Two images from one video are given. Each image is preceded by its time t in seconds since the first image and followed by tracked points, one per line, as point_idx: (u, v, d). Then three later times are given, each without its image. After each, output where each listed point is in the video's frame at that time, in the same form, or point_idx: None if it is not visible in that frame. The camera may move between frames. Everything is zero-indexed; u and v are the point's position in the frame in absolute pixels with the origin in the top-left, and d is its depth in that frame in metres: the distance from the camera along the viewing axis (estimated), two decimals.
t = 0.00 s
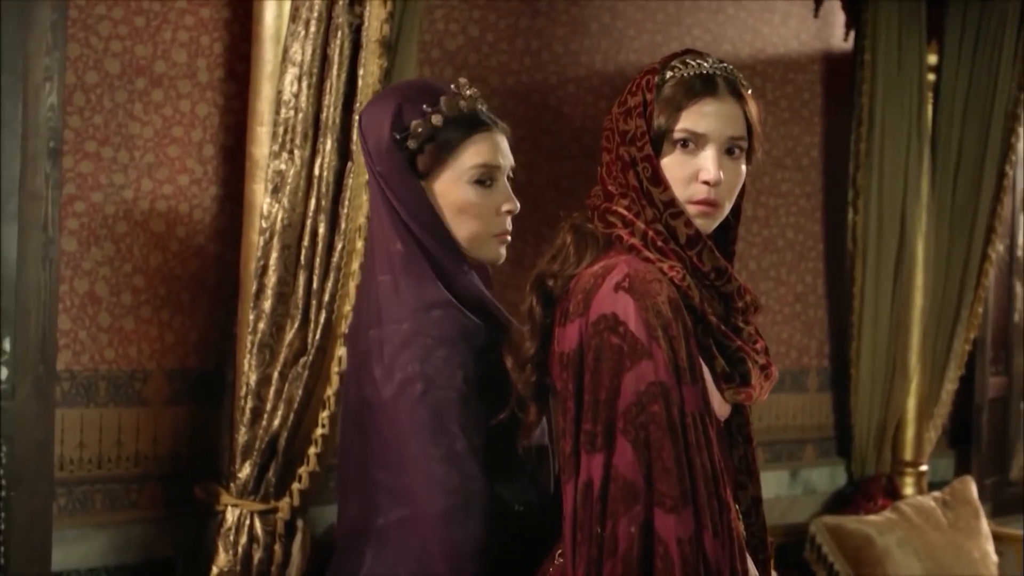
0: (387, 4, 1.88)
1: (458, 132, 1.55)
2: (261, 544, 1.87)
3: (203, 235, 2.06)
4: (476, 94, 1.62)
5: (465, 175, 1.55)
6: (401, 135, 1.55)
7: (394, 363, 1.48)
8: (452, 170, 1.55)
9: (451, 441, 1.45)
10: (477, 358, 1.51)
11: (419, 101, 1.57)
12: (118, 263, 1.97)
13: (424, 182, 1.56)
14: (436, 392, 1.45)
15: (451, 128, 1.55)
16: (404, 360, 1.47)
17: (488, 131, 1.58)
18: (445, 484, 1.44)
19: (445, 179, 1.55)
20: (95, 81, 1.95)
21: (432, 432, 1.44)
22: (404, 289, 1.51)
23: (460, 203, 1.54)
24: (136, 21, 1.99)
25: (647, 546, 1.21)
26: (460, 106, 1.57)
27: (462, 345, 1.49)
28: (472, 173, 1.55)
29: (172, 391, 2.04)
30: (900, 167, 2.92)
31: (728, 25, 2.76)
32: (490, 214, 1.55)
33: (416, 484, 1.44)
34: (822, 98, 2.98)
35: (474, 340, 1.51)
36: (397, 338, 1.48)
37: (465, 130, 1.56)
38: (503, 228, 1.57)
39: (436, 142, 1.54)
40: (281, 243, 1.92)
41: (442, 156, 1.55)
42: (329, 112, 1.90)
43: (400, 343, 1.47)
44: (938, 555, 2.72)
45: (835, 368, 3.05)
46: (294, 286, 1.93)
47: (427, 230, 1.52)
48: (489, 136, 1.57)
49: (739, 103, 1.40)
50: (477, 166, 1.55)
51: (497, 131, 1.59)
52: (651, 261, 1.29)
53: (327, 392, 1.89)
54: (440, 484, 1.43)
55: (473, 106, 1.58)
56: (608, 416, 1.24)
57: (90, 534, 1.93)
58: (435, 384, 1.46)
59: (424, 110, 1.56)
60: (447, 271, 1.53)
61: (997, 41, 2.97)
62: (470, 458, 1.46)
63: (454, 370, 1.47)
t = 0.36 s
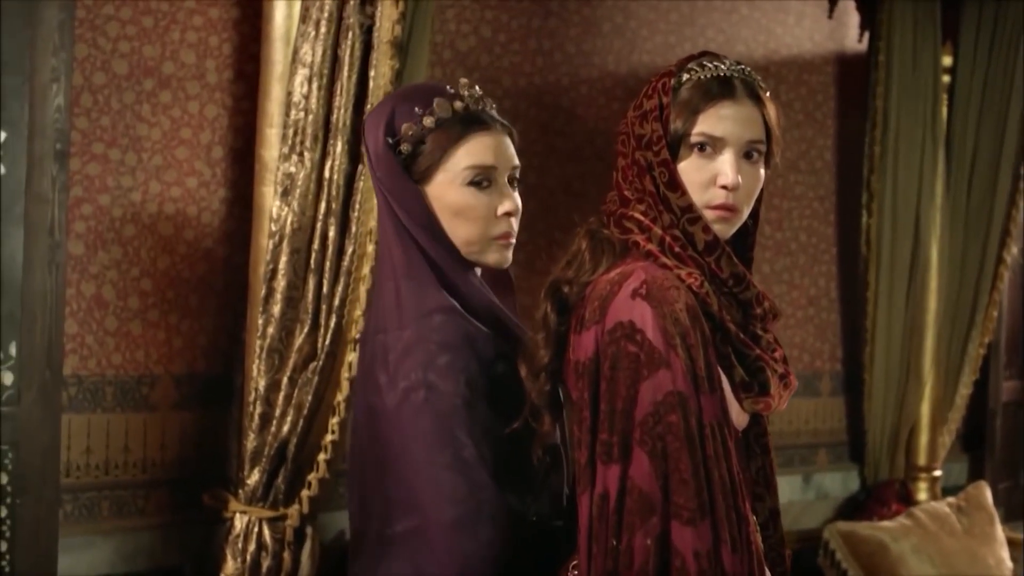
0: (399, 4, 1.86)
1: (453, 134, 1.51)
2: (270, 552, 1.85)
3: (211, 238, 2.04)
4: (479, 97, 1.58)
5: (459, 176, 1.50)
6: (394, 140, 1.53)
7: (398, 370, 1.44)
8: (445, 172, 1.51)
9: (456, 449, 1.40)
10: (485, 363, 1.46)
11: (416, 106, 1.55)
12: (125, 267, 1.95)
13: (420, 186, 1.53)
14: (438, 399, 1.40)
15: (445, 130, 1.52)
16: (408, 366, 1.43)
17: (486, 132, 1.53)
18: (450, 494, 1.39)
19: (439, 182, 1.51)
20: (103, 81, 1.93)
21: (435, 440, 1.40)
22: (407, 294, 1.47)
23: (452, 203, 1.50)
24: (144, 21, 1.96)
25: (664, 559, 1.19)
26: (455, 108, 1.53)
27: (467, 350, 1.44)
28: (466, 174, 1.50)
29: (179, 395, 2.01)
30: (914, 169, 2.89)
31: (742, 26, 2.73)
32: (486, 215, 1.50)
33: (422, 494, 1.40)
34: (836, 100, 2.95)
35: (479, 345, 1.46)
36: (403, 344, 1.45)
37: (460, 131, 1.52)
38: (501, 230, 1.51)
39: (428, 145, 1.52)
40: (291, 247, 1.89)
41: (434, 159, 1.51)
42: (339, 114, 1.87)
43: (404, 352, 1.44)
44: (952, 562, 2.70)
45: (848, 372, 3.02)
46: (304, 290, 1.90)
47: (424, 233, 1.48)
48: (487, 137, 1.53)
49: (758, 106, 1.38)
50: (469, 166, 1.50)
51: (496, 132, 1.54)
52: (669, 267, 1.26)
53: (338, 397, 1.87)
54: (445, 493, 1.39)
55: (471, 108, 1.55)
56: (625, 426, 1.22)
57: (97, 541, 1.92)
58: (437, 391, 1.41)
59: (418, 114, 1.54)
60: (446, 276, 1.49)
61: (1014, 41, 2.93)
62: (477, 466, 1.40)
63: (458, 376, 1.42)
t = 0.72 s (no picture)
0: (405, 5, 1.83)
1: (451, 137, 1.47)
2: (275, 560, 1.84)
3: (216, 241, 2.02)
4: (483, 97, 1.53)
5: (456, 180, 1.45)
6: (393, 145, 1.49)
7: (395, 376, 1.41)
8: (442, 177, 1.46)
9: (449, 457, 1.35)
10: (486, 370, 1.42)
11: (414, 109, 1.50)
12: (128, 270, 1.93)
13: (420, 191, 1.48)
14: (431, 406, 1.37)
15: (443, 134, 1.47)
16: (404, 372, 1.40)
17: (486, 134, 1.48)
18: (443, 503, 1.35)
19: (437, 186, 1.46)
20: (105, 83, 1.91)
21: (428, 448, 1.36)
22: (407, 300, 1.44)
23: (449, 207, 1.45)
24: (147, 21, 1.94)
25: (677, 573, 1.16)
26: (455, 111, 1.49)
27: (465, 356, 1.40)
28: (463, 178, 1.45)
29: (183, 401, 1.99)
30: (925, 171, 2.86)
31: (751, 26, 2.70)
32: (485, 220, 1.45)
33: (416, 503, 1.37)
34: (846, 101, 2.92)
35: (480, 352, 1.41)
36: (401, 349, 1.42)
37: (457, 134, 1.47)
38: (502, 235, 1.46)
39: (425, 150, 1.47)
40: (296, 250, 1.87)
41: (432, 163, 1.47)
42: (345, 116, 1.85)
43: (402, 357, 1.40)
44: (964, 566, 2.66)
45: (858, 376, 2.98)
46: (309, 294, 1.88)
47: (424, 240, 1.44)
48: (486, 138, 1.48)
49: (770, 108, 1.35)
50: (467, 167, 1.45)
51: (497, 134, 1.49)
52: (681, 273, 1.24)
53: (342, 404, 1.85)
54: (438, 502, 1.35)
55: (471, 110, 1.50)
56: (636, 437, 1.19)
57: (100, 549, 1.90)
58: (431, 397, 1.37)
59: (416, 118, 1.49)
60: (446, 283, 1.45)
61: None
62: (472, 475, 1.36)
63: (453, 383, 1.37)
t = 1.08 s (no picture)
0: (409, 4, 1.81)
1: (451, 138, 1.44)
2: (276, 566, 1.81)
3: (216, 243, 2.00)
4: (488, 101, 1.50)
5: (455, 183, 1.42)
6: (393, 148, 1.47)
7: (382, 383, 1.37)
8: (442, 180, 1.43)
9: (424, 468, 1.31)
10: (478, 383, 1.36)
11: (416, 112, 1.48)
12: (128, 273, 1.91)
13: (421, 194, 1.45)
14: (412, 415, 1.32)
15: (444, 136, 1.45)
16: (390, 379, 1.36)
17: (488, 137, 1.45)
18: (416, 515, 1.30)
19: (436, 190, 1.44)
20: (105, 82, 1.88)
21: (408, 457, 1.31)
22: (401, 306, 1.40)
23: (448, 210, 1.42)
24: (147, 20, 1.92)
25: None
26: (455, 113, 1.46)
27: (454, 366, 1.34)
28: (462, 180, 1.42)
29: (183, 404, 1.97)
30: (933, 172, 2.83)
31: (757, 25, 2.67)
32: (484, 223, 1.41)
33: (394, 514, 1.32)
34: (853, 100, 2.89)
35: (470, 364, 1.36)
36: (390, 355, 1.38)
37: (457, 137, 1.44)
38: (502, 238, 1.42)
39: (425, 152, 1.45)
40: (298, 253, 1.84)
41: (432, 166, 1.44)
42: (347, 117, 1.82)
43: (390, 363, 1.37)
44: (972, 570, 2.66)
45: (864, 378, 2.96)
46: (311, 297, 1.85)
47: (423, 243, 1.42)
48: (487, 141, 1.45)
49: (779, 110, 1.32)
50: (465, 170, 1.42)
51: (499, 137, 1.46)
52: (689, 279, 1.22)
53: (345, 409, 1.82)
54: (412, 514, 1.30)
55: (473, 113, 1.47)
56: (643, 447, 1.17)
57: (100, 555, 1.88)
58: (413, 407, 1.32)
59: (417, 121, 1.47)
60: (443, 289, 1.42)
61: None
62: (450, 488, 1.30)
63: (436, 393, 1.32)
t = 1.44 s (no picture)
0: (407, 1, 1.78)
1: (442, 139, 1.40)
2: (273, 572, 1.79)
3: (212, 244, 1.97)
4: (481, 100, 1.45)
5: (445, 184, 1.38)
6: (385, 150, 1.43)
7: (366, 388, 1.31)
8: (433, 181, 1.39)
9: (401, 476, 1.25)
10: (463, 393, 1.31)
11: (406, 112, 1.43)
12: (123, 275, 1.88)
13: (413, 197, 1.41)
14: (393, 420, 1.26)
15: (435, 136, 1.40)
16: (374, 384, 1.30)
17: (479, 137, 1.40)
18: (391, 523, 1.24)
19: (427, 192, 1.39)
20: (98, 81, 1.85)
21: (386, 464, 1.26)
22: (391, 315, 1.36)
23: (439, 213, 1.37)
24: (142, 18, 1.89)
25: None
26: (446, 112, 1.42)
27: (438, 373, 1.29)
28: (452, 181, 1.38)
29: (178, 408, 1.95)
30: (937, 170, 2.80)
31: (760, 22, 2.64)
32: (475, 224, 1.37)
33: (371, 524, 1.26)
34: (856, 97, 2.86)
35: (454, 373, 1.30)
36: (375, 359, 1.32)
37: (448, 137, 1.40)
38: (493, 240, 1.37)
39: (416, 154, 1.41)
40: (295, 254, 1.81)
41: (423, 167, 1.40)
42: (345, 116, 1.79)
43: (373, 369, 1.31)
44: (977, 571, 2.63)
45: (868, 378, 2.93)
46: (308, 299, 1.83)
47: (416, 250, 1.38)
48: (478, 140, 1.40)
49: (784, 110, 1.30)
50: (455, 171, 1.38)
51: (491, 137, 1.41)
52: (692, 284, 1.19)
53: (342, 413, 1.80)
54: (388, 521, 1.24)
55: (465, 112, 1.43)
56: (645, 457, 1.15)
57: (94, 560, 1.86)
58: (394, 412, 1.27)
59: (408, 122, 1.43)
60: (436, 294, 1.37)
61: None
62: (427, 497, 1.25)
63: (419, 400, 1.27)
